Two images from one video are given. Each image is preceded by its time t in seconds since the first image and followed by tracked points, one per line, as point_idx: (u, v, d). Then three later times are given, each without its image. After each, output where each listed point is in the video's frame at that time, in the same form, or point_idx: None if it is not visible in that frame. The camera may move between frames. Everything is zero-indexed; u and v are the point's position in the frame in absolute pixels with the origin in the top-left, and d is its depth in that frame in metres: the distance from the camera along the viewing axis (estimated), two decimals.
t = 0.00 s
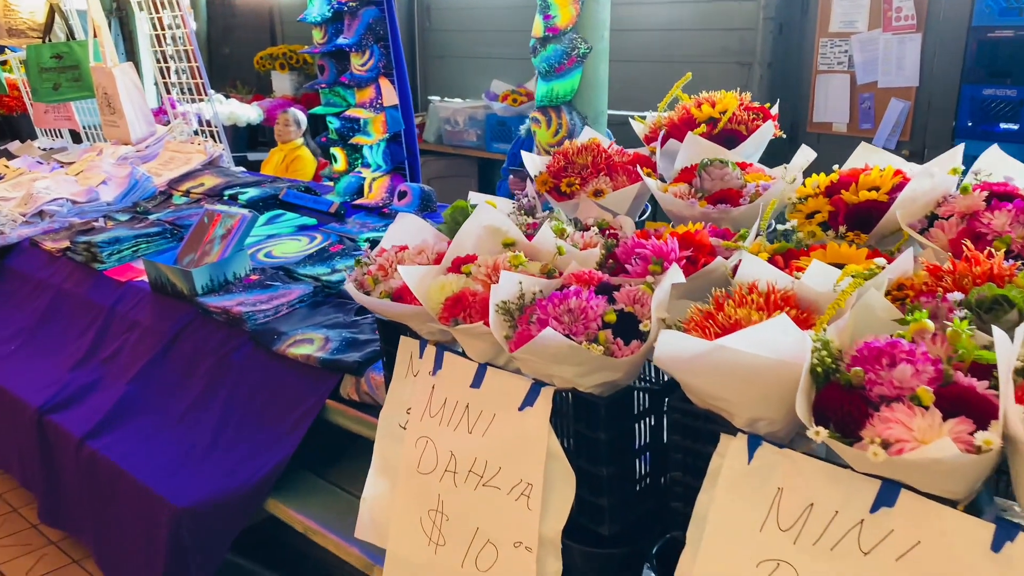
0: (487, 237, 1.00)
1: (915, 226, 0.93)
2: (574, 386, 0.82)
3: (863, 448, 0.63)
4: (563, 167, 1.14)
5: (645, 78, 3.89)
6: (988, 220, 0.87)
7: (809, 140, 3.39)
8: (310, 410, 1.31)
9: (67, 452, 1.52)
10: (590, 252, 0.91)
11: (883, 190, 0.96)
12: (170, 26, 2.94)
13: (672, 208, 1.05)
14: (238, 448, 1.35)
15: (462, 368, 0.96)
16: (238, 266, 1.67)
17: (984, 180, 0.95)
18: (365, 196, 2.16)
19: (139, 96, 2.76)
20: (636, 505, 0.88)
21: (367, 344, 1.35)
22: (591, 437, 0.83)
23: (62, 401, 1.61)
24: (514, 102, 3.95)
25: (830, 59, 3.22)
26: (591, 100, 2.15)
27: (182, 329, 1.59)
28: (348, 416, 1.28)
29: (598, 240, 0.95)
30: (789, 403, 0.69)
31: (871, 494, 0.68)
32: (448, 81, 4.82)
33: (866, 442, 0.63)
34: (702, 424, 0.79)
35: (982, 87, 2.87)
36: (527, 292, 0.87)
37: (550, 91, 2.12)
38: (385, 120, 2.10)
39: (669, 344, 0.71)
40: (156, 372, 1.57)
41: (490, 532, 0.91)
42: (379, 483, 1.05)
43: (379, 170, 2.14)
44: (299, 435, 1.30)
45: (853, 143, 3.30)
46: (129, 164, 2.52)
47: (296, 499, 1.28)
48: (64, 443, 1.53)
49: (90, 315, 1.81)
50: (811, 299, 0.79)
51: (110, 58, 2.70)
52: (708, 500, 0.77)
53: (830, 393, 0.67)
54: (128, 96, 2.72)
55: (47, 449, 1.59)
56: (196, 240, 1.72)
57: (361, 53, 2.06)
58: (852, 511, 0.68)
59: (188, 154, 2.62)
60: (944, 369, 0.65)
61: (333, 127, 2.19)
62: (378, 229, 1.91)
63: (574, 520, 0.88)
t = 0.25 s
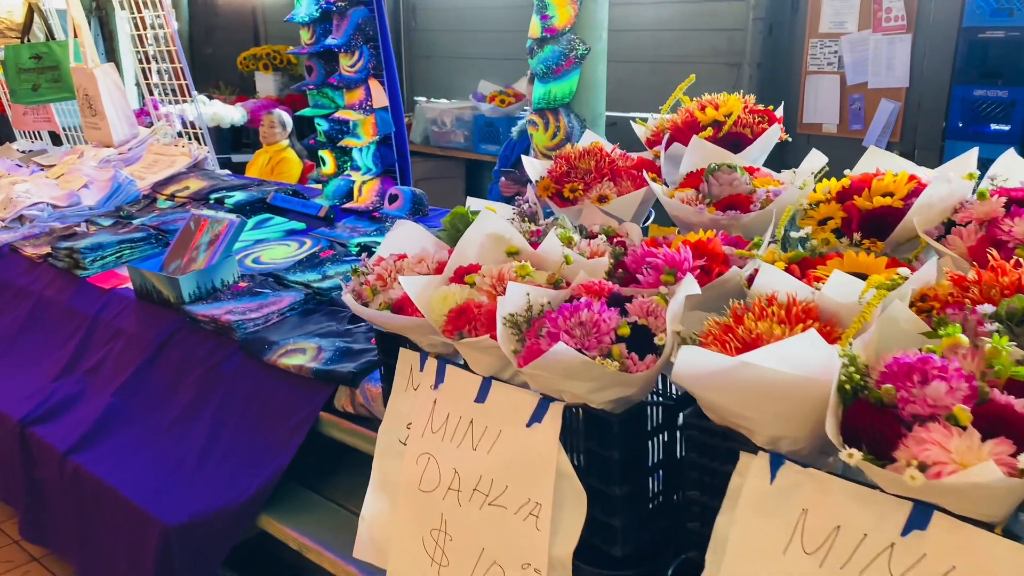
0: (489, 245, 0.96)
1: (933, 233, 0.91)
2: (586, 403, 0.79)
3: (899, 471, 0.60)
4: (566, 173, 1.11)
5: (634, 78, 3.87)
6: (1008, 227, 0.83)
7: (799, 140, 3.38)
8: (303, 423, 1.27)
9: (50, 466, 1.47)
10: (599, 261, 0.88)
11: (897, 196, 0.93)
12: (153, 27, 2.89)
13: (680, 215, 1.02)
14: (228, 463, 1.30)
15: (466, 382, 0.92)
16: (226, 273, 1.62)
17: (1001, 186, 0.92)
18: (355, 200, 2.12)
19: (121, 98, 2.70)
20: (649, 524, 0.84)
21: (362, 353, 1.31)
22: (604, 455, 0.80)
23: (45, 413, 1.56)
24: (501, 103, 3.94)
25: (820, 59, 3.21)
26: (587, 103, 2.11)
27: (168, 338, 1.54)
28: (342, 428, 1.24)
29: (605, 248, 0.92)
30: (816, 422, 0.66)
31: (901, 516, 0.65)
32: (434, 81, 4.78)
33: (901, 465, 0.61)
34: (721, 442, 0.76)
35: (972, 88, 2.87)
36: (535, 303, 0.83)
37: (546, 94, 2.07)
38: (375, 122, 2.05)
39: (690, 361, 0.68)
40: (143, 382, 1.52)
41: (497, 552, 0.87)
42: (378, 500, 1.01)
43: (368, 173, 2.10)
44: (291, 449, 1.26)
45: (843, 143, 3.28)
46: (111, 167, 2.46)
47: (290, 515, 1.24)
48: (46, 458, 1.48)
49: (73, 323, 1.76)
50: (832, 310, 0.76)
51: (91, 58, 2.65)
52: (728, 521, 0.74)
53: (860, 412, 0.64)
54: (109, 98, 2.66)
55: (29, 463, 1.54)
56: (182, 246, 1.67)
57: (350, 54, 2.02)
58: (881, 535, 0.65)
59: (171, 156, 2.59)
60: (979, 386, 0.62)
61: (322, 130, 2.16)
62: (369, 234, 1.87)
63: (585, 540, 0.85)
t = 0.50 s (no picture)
0: (502, 255, 0.93)
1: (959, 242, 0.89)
2: (609, 420, 0.76)
3: (949, 496, 0.58)
4: (576, 179, 1.08)
5: (625, 79, 3.85)
6: None
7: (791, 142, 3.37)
8: (305, 436, 1.23)
9: (41, 482, 1.43)
10: (618, 272, 0.85)
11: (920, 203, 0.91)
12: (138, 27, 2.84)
13: (696, 223, 1.00)
14: (226, 477, 1.27)
15: (479, 398, 0.89)
16: (220, 281, 1.59)
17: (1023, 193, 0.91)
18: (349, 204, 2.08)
19: (107, 100, 2.65)
20: (672, 544, 0.82)
21: (365, 364, 1.28)
22: (628, 474, 0.77)
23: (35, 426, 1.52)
24: (492, 104, 3.91)
25: (812, 60, 3.20)
26: (594, 105, 1.99)
27: (162, 348, 1.50)
28: (345, 441, 1.21)
29: (623, 258, 0.89)
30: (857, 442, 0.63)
31: (944, 539, 0.62)
32: (422, 83, 4.74)
33: (949, 488, 0.58)
34: (752, 460, 0.74)
35: (966, 89, 2.77)
36: (554, 317, 0.81)
37: (551, 98, 1.96)
38: (370, 126, 2.02)
39: (723, 379, 0.66)
40: (136, 394, 1.48)
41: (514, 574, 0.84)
42: (388, 519, 0.98)
43: (363, 177, 2.06)
44: (292, 464, 1.23)
45: (835, 145, 3.28)
46: (98, 171, 2.42)
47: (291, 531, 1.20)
48: (37, 473, 1.43)
49: (62, 332, 1.71)
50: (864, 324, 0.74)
51: (76, 60, 2.60)
52: (760, 543, 0.71)
53: (903, 432, 0.62)
54: (95, 100, 2.61)
55: (19, 478, 1.49)
56: (174, 254, 1.63)
57: (344, 56, 1.98)
58: (923, 558, 0.63)
59: (159, 160, 2.55)
60: None
61: (315, 132, 2.12)
62: (365, 239, 1.84)
63: (606, 561, 0.82)
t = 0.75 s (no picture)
0: (516, 260, 0.92)
1: (977, 244, 0.88)
2: (632, 428, 0.75)
3: (990, 505, 0.57)
4: (586, 182, 1.06)
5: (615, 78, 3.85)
6: None
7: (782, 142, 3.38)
8: (309, 443, 1.21)
9: (36, 491, 1.41)
10: (636, 276, 0.84)
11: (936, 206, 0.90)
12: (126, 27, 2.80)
13: (710, 226, 0.98)
14: (228, 486, 1.25)
15: (494, 405, 0.88)
16: (217, 284, 1.56)
17: None
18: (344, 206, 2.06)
19: (96, 101, 2.61)
20: (695, 553, 0.81)
21: (369, 370, 1.26)
22: (651, 483, 0.76)
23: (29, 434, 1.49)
24: (481, 104, 3.87)
25: (804, 61, 3.21)
26: (597, 107, 1.89)
27: (159, 354, 1.48)
28: (350, 447, 1.19)
29: (640, 262, 0.88)
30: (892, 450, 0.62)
31: (981, 547, 0.61)
32: (411, 83, 4.72)
33: (989, 497, 0.57)
34: (778, 468, 0.73)
35: (958, 90, 2.78)
36: (573, 323, 0.79)
37: (555, 99, 1.85)
38: (365, 127, 2.00)
39: (755, 388, 0.65)
40: (133, 401, 1.46)
41: None
42: (400, 529, 0.96)
43: (358, 178, 2.04)
44: (296, 472, 1.21)
45: (826, 145, 3.29)
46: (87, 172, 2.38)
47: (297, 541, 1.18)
48: (32, 482, 1.41)
49: (54, 338, 1.68)
50: (891, 329, 0.73)
51: (63, 60, 2.56)
52: (788, 552, 0.70)
53: (939, 440, 0.61)
54: (83, 101, 2.58)
55: (13, 488, 1.46)
56: (170, 258, 1.61)
57: (340, 56, 1.96)
58: (959, 567, 0.62)
59: (149, 161, 2.53)
60: None
61: (309, 134, 2.09)
62: (363, 241, 1.81)
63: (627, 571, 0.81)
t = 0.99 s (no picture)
0: (524, 259, 0.91)
1: (987, 241, 0.88)
2: (648, 429, 0.74)
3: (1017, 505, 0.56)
4: (591, 180, 1.05)
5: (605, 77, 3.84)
6: None
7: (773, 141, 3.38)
8: (310, 446, 1.20)
9: (30, 496, 1.38)
10: (647, 275, 0.83)
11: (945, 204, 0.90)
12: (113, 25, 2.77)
13: (717, 224, 0.98)
14: (228, 490, 1.23)
15: (503, 406, 0.87)
16: (212, 285, 1.54)
17: None
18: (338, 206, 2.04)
19: (83, 100, 2.58)
20: (709, 554, 0.80)
21: (370, 372, 1.25)
22: (665, 484, 0.75)
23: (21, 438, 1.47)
24: (472, 103, 3.87)
25: (794, 60, 3.22)
26: (597, 104, 1.86)
27: (154, 357, 1.46)
28: (351, 450, 1.18)
29: (650, 262, 0.87)
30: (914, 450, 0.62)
31: (1003, 548, 0.60)
32: (400, 82, 4.70)
33: (1015, 497, 0.57)
34: (795, 469, 0.72)
35: (949, 88, 2.78)
36: (586, 323, 0.78)
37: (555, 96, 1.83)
38: (359, 126, 1.98)
39: (775, 388, 0.64)
40: (128, 404, 1.44)
41: None
42: (407, 533, 0.95)
43: (352, 178, 2.03)
44: (297, 475, 1.19)
45: (817, 143, 3.30)
46: (75, 172, 2.35)
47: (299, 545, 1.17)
48: (26, 487, 1.39)
49: (46, 340, 1.66)
50: (908, 328, 0.72)
51: (50, 58, 2.53)
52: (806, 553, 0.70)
53: (963, 439, 0.60)
54: (70, 100, 2.55)
55: (7, 493, 1.44)
56: (164, 259, 1.59)
57: (333, 55, 1.94)
58: (981, 567, 0.61)
59: (138, 161, 2.50)
60: None
61: (302, 133, 2.08)
62: (359, 241, 1.80)
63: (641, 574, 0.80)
